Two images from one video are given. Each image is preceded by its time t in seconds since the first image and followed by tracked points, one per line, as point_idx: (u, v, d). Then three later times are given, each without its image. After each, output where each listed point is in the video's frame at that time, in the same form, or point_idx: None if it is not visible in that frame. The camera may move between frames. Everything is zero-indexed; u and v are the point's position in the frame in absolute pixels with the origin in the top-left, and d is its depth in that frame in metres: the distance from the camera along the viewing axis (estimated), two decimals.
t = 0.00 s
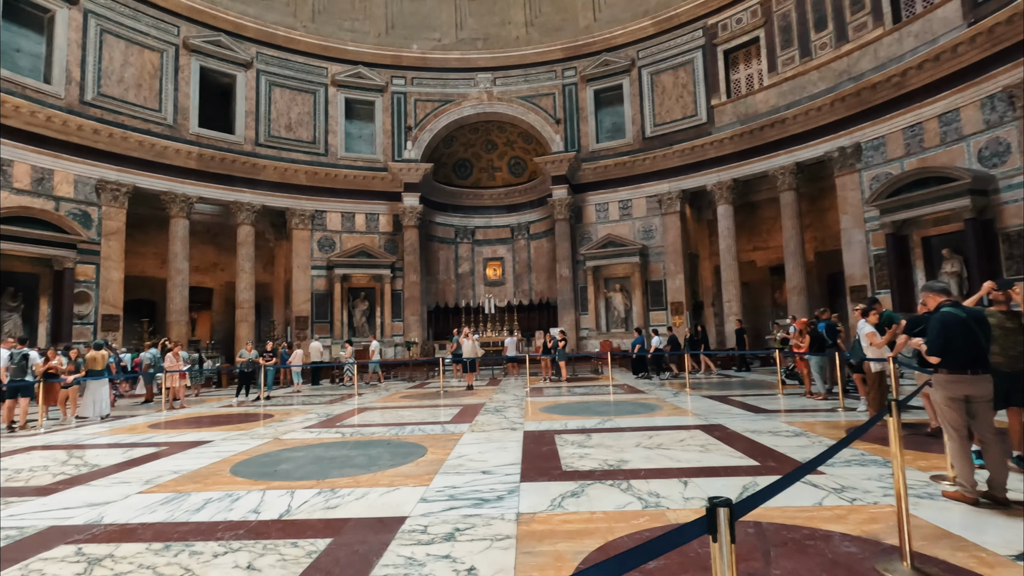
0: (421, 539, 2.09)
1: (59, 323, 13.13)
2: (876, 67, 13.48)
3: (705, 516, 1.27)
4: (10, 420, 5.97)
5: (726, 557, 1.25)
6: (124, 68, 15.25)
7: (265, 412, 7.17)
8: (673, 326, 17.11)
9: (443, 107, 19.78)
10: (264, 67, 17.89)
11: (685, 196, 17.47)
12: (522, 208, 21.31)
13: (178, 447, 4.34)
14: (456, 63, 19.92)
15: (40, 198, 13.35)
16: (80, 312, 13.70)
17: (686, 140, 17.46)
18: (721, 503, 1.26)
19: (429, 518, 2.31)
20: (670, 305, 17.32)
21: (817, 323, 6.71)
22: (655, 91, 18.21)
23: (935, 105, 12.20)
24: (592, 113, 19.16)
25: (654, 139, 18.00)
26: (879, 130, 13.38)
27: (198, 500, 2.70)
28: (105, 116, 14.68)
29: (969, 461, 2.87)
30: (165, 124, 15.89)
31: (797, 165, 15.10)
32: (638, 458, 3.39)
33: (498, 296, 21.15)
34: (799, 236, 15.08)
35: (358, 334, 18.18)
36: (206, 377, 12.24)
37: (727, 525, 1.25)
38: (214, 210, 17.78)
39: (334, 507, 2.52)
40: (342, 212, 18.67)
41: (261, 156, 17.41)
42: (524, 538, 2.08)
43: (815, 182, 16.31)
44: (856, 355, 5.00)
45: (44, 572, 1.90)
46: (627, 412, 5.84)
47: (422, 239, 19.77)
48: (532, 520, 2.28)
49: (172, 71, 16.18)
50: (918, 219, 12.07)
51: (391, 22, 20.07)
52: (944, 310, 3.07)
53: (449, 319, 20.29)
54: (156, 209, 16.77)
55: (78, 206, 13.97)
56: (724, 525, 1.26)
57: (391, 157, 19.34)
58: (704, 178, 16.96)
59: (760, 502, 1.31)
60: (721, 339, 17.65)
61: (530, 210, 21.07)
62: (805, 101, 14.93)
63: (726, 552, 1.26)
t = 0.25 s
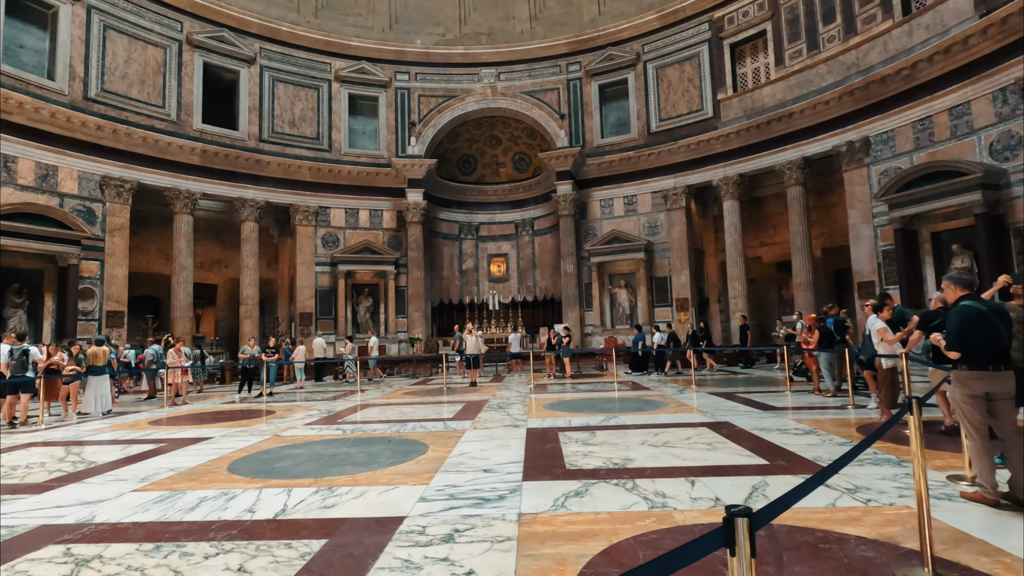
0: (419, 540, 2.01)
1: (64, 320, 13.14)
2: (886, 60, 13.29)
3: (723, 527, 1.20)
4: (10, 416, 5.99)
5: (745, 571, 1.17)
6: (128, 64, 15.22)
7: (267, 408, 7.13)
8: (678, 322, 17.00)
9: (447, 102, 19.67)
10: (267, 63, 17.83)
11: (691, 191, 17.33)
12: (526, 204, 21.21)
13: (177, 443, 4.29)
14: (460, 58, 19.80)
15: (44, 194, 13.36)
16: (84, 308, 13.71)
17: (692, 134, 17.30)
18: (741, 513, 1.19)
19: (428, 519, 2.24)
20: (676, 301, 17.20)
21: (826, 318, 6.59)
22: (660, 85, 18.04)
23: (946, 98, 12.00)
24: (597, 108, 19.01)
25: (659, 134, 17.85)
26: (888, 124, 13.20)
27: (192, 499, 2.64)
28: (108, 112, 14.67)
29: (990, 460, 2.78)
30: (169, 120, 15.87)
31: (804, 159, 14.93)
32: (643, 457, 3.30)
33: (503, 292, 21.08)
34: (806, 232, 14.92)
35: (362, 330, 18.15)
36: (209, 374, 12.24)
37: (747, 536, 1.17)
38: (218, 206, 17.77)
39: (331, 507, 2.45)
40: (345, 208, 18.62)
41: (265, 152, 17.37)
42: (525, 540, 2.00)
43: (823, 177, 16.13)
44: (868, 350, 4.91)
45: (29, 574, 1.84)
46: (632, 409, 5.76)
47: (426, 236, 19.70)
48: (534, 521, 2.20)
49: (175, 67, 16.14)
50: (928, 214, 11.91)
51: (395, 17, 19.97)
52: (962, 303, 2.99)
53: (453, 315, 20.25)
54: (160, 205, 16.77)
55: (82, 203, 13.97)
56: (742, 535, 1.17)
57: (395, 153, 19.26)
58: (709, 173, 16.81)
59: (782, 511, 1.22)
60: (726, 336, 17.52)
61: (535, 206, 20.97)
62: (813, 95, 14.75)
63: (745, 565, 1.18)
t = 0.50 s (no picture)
0: (416, 545, 1.93)
1: (67, 315, 13.13)
2: (895, 53, 13.09)
3: (749, 553, 1.07)
4: (10, 412, 5.96)
5: None
6: (130, 58, 15.16)
7: (267, 404, 7.07)
8: (683, 318, 16.89)
9: (450, 97, 19.54)
10: (270, 58, 17.74)
11: (696, 186, 17.17)
12: (530, 199, 21.09)
13: (175, 440, 4.23)
14: (463, 52, 19.66)
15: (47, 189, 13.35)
16: (87, 303, 13.71)
17: (698, 129, 17.12)
18: (767, 537, 1.06)
19: (426, 521, 2.16)
20: (680, 297, 17.08)
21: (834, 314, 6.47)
22: (665, 79, 17.86)
23: (957, 91, 11.78)
24: (601, 102, 18.84)
25: (664, 129, 17.69)
26: (897, 118, 13.00)
27: (185, 499, 2.57)
28: (111, 106, 14.62)
29: (1013, 463, 2.72)
30: (172, 115, 15.80)
31: (812, 154, 14.75)
32: (649, 456, 3.22)
33: (506, 288, 20.99)
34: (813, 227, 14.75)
35: (365, 326, 18.12)
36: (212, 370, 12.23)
37: (776, 562, 1.04)
38: (221, 201, 17.72)
39: (326, 508, 2.38)
40: (349, 204, 18.54)
41: (268, 147, 17.31)
42: (526, 545, 1.92)
43: (830, 171, 15.94)
44: (880, 347, 4.80)
45: None
46: (636, 407, 5.67)
47: (430, 231, 19.62)
48: (535, 524, 2.12)
49: (178, 61, 16.07)
50: (938, 209, 11.73)
51: (398, 11, 19.83)
52: (983, 300, 2.94)
53: (457, 311, 20.19)
54: (163, 200, 16.74)
55: (84, 197, 13.94)
56: (770, 561, 1.05)
57: (398, 148, 19.16)
58: (715, 168, 16.64)
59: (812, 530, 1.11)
60: (731, 332, 17.40)
61: (538, 201, 20.85)
62: (821, 88, 14.56)
63: None
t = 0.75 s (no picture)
0: (415, 548, 1.86)
1: (72, 309, 13.13)
2: (906, 42, 12.86)
3: None
4: (10, 406, 5.93)
5: None
6: (132, 51, 15.08)
7: (269, 398, 7.03)
8: (688, 312, 16.77)
9: (454, 89, 19.38)
10: (272, 50, 17.63)
11: (702, 178, 17.00)
12: (534, 192, 20.95)
13: (175, 436, 4.18)
14: (467, 43, 19.48)
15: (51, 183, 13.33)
16: (92, 297, 13.71)
17: (704, 120, 16.93)
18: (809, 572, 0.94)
19: (426, 522, 2.10)
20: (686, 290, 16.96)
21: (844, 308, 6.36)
22: (671, 70, 17.66)
23: (969, 80, 11.57)
24: (606, 94, 18.65)
25: (670, 120, 17.50)
26: (907, 108, 12.79)
27: (181, 497, 2.51)
28: (113, 99, 14.56)
29: None
30: (174, 108, 15.73)
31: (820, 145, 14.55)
32: (655, 454, 3.14)
33: (511, 281, 20.90)
34: (821, 220, 14.58)
35: (368, 319, 18.09)
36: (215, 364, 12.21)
37: None
38: (224, 195, 17.67)
39: (324, 508, 2.31)
40: (352, 197, 18.45)
41: (271, 140, 17.24)
42: (529, 549, 1.85)
43: (838, 163, 15.73)
44: (893, 342, 4.71)
45: None
46: (642, 402, 5.59)
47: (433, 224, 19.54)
48: (539, 526, 2.04)
49: (180, 54, 15.99)
50: (948, 201, 11.55)
51: (401, 2, 19.67)
52: (1008, 293, 2.87)
53: (461, 305, 20.13)
54: (166, 193, 16.70)
55: (88, 191, 13.92)
56: None
57: (401, 140, 19.05)
58: (721, 160, 16.46)
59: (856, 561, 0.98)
60: (737, 325, 17.27)
61: (543, 194, 20.70)
62: (829, 79, 14.34)
63: None
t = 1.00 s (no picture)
0: (411, 547, 1.81)
1: (75, 303, 13.14)
2: (914, 31, 12.67)
3: None
4: (11, 400, 5.91)
5: None
6: (133, 43, 15.01)
7: (270, 392, 7.00)
8: (692, 306, 16.67)
9: (457, 81, 19.24)
10: (274, 42, 17.52)
11: (706, 171, 16.85)
12: (538, 185, 20.83)
13: (173, 431, 4.14)
14: (470, 35, 19.32)
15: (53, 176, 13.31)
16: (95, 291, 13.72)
17: (709, 112, 16.76)
18: None
19: (423, 521, 2.04)
20: (690, 284, 16.85)
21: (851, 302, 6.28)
22: (676, 61, 17.48)
23: (980, 70, 11.37)
24: (610, 86, 18.48)
25: (674, 112, 17.34)
26: (916, 99, 12.61)
27: (175, 494, 2.46)
28: (115, 92, 14.50)
29: None
30: (176, 101, 15.66)
31: (826, 137, 14.38)
32: (660, 450, 3.08)
33: (514, 275, 20.83)
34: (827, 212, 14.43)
35: (371, 314, 18.07)
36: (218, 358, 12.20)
37: None
38: (226, 188, 17.62)
39: (320, 505, 2.26)
40: (354, 190, 18.37)
41: (273, 133, 17.17)
42: (528, 549, 1.79)
43: (845, 155, 15.55)
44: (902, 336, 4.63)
45: None
46: (646, 396, 5.52)
47: (436, 218, 19.46)
48: (540, 525, 1.99)
49: (181, 46, 15.90)
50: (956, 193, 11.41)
51: None
52: None
53: (464, 299, 20.08)
54: (168, 187, 16.66)
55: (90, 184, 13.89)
56: None
57: (403, 134, 18.94)
58: (726, 152, 16.31)
59: None
60: (741, 319, 17.16)
61: (546, 187, 20.58)
62: (836, 69, 14.16)
63: None
